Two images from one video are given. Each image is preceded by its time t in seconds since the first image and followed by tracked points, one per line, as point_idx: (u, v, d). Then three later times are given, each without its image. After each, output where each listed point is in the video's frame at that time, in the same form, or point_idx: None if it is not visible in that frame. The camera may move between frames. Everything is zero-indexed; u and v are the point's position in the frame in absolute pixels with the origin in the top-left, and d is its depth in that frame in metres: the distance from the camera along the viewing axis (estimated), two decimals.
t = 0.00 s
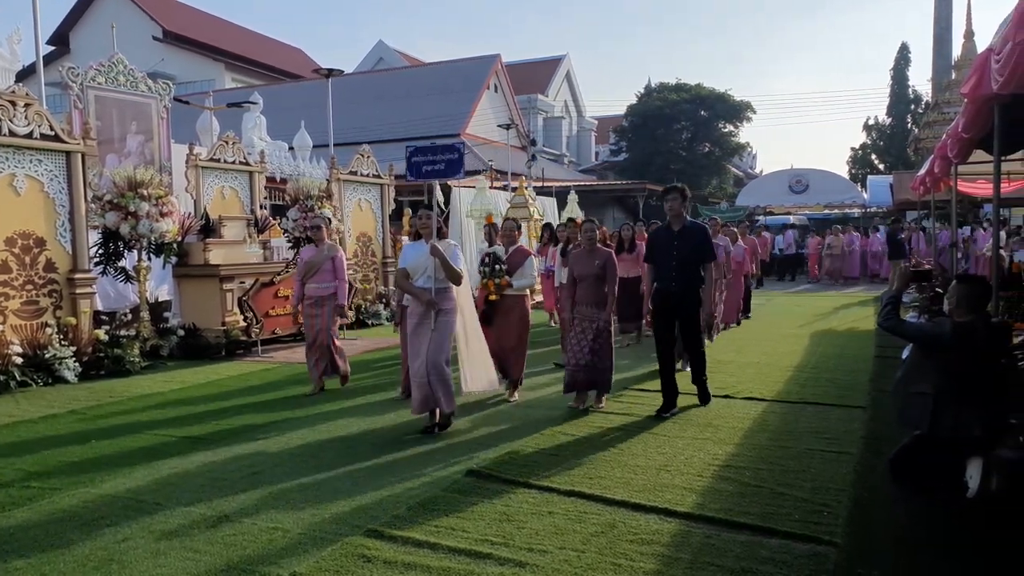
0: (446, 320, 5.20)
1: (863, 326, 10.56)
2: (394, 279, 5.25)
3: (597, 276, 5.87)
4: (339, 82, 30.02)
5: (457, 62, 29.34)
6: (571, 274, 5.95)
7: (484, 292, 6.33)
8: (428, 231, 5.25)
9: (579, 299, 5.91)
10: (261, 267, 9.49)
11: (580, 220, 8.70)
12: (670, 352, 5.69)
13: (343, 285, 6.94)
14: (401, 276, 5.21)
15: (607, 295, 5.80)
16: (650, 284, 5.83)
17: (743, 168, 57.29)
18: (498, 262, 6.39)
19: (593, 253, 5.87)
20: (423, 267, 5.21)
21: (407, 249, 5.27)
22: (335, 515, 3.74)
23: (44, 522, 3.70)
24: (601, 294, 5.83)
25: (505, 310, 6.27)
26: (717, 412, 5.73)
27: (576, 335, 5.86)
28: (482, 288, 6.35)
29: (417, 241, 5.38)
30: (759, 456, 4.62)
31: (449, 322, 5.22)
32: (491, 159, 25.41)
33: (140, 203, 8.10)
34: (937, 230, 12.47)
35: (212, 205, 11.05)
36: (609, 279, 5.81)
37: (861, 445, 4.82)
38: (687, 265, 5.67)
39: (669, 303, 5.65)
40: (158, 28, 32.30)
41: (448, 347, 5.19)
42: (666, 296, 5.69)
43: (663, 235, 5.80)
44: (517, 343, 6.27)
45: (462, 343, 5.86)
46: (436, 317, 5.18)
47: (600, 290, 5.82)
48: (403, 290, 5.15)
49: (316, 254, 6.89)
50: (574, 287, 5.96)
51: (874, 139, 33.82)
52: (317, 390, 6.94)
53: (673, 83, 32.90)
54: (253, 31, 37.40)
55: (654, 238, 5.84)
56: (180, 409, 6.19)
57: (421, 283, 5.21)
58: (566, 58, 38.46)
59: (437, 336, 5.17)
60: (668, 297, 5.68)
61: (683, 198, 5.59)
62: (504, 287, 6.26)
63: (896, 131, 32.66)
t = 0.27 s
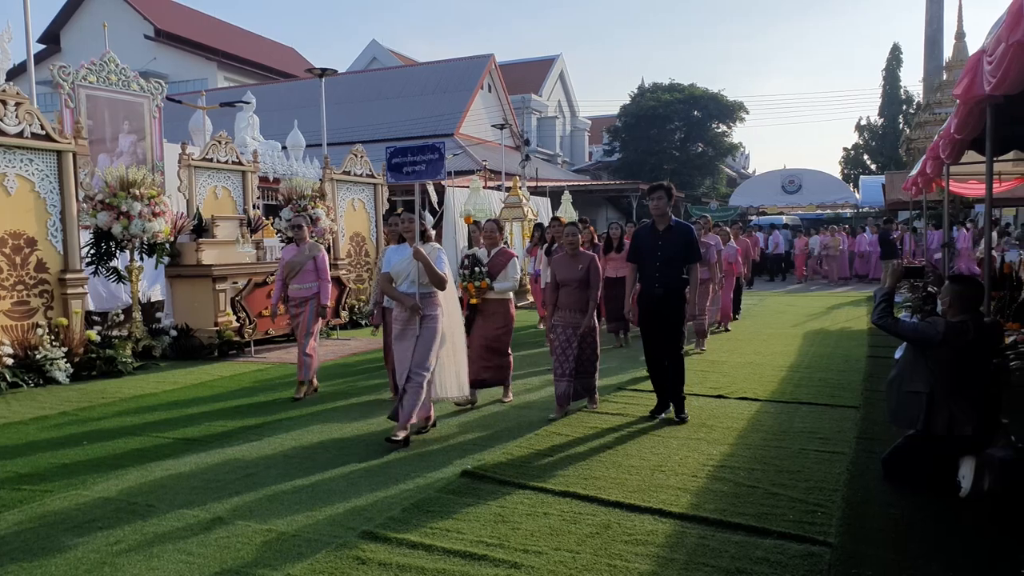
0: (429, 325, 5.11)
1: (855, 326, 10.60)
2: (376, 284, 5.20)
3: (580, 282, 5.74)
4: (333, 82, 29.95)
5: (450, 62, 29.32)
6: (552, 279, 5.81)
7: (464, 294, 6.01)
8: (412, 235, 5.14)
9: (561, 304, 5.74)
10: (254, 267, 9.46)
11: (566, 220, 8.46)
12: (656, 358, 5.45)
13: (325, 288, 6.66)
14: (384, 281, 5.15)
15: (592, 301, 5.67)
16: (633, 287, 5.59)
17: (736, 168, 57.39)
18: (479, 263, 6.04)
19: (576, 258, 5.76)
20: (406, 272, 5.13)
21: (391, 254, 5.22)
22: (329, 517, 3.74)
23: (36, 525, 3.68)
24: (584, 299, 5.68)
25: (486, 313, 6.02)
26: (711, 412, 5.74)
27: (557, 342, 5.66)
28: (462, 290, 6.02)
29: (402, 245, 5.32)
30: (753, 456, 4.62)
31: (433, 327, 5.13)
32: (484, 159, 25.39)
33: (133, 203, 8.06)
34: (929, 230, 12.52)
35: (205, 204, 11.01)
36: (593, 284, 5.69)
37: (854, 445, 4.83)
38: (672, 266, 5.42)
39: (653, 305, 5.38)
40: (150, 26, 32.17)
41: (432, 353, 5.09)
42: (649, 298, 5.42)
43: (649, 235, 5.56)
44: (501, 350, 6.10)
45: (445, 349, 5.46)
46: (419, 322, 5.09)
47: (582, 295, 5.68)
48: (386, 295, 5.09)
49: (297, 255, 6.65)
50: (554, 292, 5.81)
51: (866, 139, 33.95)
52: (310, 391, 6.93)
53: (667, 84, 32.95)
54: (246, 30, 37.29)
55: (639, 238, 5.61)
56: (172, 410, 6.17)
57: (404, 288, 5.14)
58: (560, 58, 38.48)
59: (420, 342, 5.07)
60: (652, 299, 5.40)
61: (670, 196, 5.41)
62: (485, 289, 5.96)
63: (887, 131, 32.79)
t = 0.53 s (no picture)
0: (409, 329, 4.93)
1: (847, 326, 10.65)
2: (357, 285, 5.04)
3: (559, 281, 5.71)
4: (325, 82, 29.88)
5: (443, 62, 29.31)
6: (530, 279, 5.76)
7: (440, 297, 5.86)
8: (392, 236, 4.84)
9: (540, 304, 5.71)
10: (247, 267, 9.44)
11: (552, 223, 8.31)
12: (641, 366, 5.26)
13: (303, 291, 6.46)
14: (363, 282, 4.98)
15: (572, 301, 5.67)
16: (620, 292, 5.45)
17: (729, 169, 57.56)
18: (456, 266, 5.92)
19: (555, 258, 5.72)
20: (385, 274, 4.94)
21: (371, 254, 5.03)
22: (322, 518, 3.75)
23: (28, 527, 3.68)
24: (563, 299, 5.67)
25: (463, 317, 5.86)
26: (703, 412, 5.76)
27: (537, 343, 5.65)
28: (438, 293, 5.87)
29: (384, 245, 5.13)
30: (745, 456, 4.64)
31: (414, 331, 4.96)
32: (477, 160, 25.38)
33: (124, 204, 8.03)
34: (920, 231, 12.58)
35: (197, 205, 10.98)
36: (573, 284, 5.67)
37: (845, 445, 4.86)
38: (658, 270, 5.25)
39: (639, 312, 5.21)
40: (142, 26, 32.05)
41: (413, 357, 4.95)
42: (634, 304, 5.26)
43: (637, 239, 5.42)
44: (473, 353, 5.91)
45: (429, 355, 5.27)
46: (400, 326, 4.93)
47: (562, 294, 5.65)
48: (365, 298, 4.93)
49: (274, 259, 6.48)
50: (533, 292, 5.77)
51: (858, 140, 34.09)
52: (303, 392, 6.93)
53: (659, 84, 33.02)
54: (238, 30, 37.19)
55: (626, 243, 5.47)
56: (164, 412, 6.16)
57: (384, 290, 4.95)
58: (553, 58, 38.51)
59: (401, 345, 4.94)
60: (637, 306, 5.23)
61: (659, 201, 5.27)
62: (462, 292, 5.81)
63: (879, 131, 32.92)
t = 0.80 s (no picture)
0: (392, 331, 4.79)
1: (841, 326, 10.70)
2: (340, 286, 4.91)
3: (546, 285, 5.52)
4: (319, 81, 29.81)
5: (437, 62, 29.29)
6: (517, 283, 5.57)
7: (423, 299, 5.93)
8: (375, 235, 4.79)
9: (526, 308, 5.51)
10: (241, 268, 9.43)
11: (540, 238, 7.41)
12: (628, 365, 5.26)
13: (283, 290, 6.41)
14: (347, 283, 4.86)
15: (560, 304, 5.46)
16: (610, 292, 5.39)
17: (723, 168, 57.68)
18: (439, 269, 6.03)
19: (542, 260, 5.54)
20: (369, 274, 4.83)
21: (354, 254, 4.91)
22: (317, 520, 3.75)
23: (23, 530, 3.68)
24: (550, 303, 5.46)
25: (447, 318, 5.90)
26: (697, 413, 5.77)
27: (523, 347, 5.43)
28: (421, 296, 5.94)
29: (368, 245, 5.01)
30: (740, 456, 4.65)
31: (395, 334, 4.80)
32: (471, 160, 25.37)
33: (118, 204, 8.00)
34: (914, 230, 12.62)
35: (191, 205, 10.95)
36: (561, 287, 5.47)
37: (839, 445, 4.87)
38: (648, 270, 5.19)
39: (628, 312, 5.20)
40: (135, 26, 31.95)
41: (392, 361, 4.78)
42: (623, 304, 5.23)
43: (626, 237, 5.33)
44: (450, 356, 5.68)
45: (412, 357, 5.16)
46: (381, 327, 4.77)
47: (549, 298, 5.44)
48: (349, 298, 4.81)
49: (256, 256, 6.42)
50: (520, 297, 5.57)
51: (851, 139, 34.19)
52: (298, 394, 6.93)
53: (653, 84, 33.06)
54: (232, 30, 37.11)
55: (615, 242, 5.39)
56: (159, 414, 6.16)
57: (367, 291, 4.83)
58: (547, 58, 38.51)
59: (381, 348, 4.77)
60: (626, 306, 5.22)
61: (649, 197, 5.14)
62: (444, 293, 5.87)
63: (872, 131, 33.03)
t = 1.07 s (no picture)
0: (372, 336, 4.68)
1: (834, 326, 10.72)
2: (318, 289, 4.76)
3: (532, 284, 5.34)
4: (313, 80, 29.72)
5: (431, 62, 29.26)
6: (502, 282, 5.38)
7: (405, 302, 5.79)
8: (353, 237, 4.63)
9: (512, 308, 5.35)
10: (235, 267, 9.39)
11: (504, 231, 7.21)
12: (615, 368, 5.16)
13: (261, 293, 6.27)
14: (325, 286, 4.72)
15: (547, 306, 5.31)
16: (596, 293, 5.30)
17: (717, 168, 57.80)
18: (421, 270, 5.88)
19: (529, 258, 5.33)
20: (347, 277, 4.69)
21: (333, 257, 4.76)
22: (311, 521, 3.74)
23: (15, 531, 3.67)
24: (537, 303, 5.30)
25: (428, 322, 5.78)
26: (691, 412, 5.78)
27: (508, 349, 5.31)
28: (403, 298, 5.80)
29: (345, 246, 4.86)
30: (734, 456, 4.65)
31: (375, 339, 4.70)
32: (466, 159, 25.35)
33: (110, 204, 7.96)
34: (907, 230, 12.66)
35: (185, 205, 10.91)
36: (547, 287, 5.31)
37: (833, 444, 4.88)
38: (635, 271, 5.13)
39: (614, 313, 5.13)
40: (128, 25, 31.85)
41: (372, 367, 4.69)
42: (610, 305, 5.15)
43: (613, 237, 5.25)
44: (433, 357, 5.70)
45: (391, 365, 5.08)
46: (361, 332, 4.66)
47: (536, 298, 5.28)
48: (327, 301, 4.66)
49: (235, 257, 6.28)
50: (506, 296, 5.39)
51: (845, 140, 34.28)
52: (291, 394, 6.91)
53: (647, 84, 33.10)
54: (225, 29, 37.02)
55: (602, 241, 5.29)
56: (152, 414, 6.13)
57: (346, 294, 4.70)
58: (541, 58, 38.52)
59: (359, 353, 4.66)
60: (612, 307, 5.15)
61: (631, 197, 5.11)
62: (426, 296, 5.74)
63: (865, 131, 33.12)
